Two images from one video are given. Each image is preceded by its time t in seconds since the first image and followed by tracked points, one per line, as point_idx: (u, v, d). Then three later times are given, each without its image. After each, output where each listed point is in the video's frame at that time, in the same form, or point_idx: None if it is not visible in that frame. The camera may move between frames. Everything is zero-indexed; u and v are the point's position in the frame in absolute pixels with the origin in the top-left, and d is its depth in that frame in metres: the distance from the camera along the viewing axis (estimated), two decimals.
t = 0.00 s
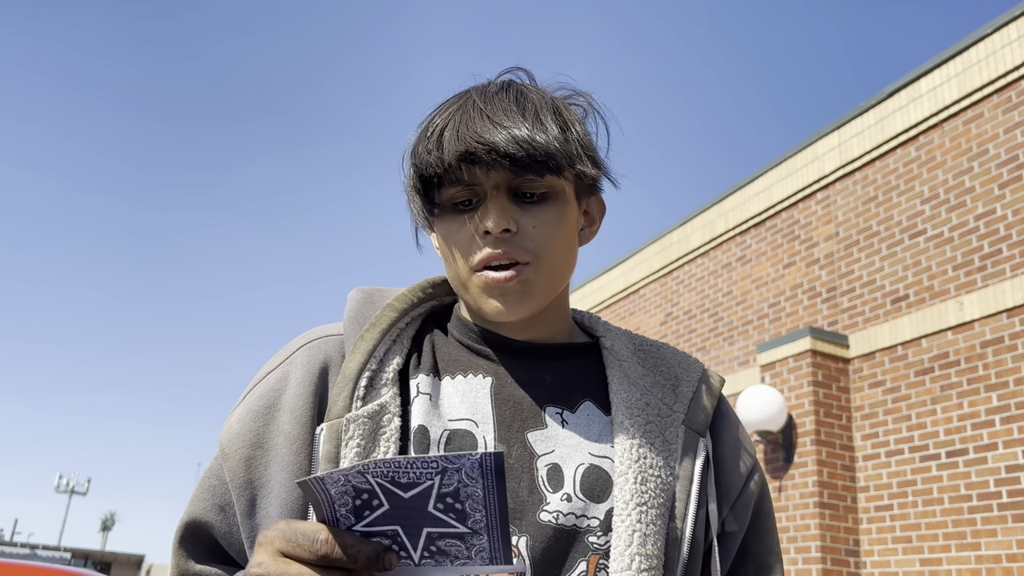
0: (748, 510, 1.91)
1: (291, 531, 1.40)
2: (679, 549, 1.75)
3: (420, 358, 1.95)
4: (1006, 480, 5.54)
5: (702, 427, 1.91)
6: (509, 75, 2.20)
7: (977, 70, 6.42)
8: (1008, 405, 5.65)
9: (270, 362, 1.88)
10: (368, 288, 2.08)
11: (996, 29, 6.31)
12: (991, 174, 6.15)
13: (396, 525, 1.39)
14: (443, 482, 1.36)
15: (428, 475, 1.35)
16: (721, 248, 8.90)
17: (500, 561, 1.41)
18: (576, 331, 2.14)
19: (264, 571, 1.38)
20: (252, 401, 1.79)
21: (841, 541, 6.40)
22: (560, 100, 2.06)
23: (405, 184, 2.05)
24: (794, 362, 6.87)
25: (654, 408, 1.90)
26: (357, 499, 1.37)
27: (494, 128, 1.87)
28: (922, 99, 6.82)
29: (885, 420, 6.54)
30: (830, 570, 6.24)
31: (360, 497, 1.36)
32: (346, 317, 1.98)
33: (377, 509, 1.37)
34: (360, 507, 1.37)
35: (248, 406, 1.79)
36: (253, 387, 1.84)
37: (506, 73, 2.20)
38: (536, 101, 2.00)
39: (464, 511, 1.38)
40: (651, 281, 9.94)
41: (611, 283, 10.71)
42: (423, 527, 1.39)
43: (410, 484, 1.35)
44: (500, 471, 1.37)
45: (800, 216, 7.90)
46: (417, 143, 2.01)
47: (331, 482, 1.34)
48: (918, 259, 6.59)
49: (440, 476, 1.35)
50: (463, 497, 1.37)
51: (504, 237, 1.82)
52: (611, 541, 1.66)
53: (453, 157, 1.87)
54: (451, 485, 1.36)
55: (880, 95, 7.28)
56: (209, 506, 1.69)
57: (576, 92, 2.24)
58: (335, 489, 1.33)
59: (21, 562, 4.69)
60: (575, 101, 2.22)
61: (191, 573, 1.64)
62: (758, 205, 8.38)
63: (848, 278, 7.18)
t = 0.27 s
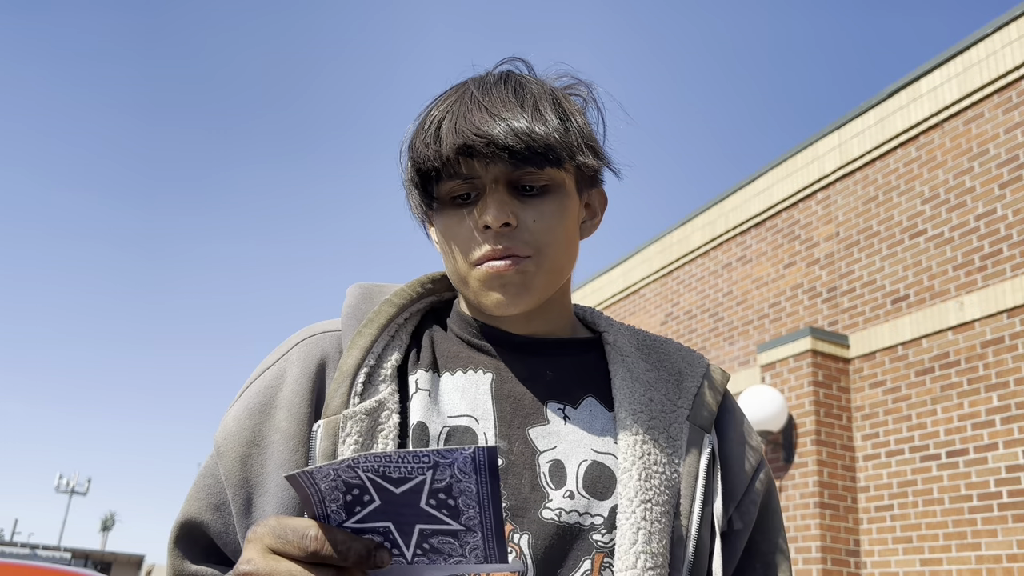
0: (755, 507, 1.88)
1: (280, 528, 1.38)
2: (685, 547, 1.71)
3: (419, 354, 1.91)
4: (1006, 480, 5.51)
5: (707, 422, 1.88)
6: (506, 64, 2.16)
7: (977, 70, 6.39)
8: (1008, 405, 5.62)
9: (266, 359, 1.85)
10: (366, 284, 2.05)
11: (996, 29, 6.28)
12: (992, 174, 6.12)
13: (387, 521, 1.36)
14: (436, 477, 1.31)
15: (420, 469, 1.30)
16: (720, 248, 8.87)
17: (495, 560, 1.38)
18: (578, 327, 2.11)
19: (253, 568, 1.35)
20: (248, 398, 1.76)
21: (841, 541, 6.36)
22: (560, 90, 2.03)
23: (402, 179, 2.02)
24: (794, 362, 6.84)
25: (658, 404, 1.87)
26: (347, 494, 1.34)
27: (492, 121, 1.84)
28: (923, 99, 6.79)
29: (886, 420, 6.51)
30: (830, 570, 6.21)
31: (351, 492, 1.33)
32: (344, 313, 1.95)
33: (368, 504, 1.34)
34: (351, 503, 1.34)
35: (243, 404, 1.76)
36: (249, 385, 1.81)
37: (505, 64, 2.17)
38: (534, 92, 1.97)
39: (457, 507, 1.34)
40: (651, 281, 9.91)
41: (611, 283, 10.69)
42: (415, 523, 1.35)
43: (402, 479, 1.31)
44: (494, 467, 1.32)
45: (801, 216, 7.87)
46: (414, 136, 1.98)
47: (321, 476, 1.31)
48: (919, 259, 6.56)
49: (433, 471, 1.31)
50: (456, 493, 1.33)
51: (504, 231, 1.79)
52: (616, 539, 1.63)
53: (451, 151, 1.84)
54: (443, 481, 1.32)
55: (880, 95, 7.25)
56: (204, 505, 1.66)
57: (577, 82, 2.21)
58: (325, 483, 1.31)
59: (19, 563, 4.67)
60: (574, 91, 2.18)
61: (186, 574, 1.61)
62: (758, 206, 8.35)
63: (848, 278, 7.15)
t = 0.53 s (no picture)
0: (757, 506, 1.87)
1: (264, 526, 1.37)
2: (686, 546, 1.70)
3: (416, 353, 1.90)
4: (1007, 480, 5.50)
5: (708, 420, 1.87)
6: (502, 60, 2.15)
7: (977, 70, 6.38)
8: (1008, 405, 5.61)
9: (262, 360, 1.84)
10: (364, 283, 2.04)
11: (997, 29, 6.27)
12: (992, 174, 6.11)
13: (371, 519, 1.35)
14: (419, 473, 1.31)
15: (402, 466, 1.30)
16: (721, 248, 8.86)
17: (480, 557, 1.35)
18: (577, 325, 2.10)
19: (237, 568, 1.36)
20: (243, 400, 1.75)
21: (842, 541, 6.35)
22: (554, 85, 2.02)
23: (398, 177, 2.01)
24: (794, 362, 6.83)
25: (658, 401, 1.86)
26: (330, 492, 1.33)
27: (486, 116, 1.83)
28: (923, 99, 6.78)
29: (886, 420, 6.50)
30: (830, 571, 6.20)
31: (333, 490, 1.32)
32: (340, 312, 1.94)
33: (351, 502, 1.33)
34: (333, 501, 1.34)
35: (238, 405, 1.75)
36: (244, 386, 1.80)
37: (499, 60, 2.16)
38: (528, 87, 1.96)
39: (441, 504, 1.32)
40: (652, 281, 9.90)
41: (612, 283, 10.68)
42: (400, 521, 1.34)
43: (384, 476, 1.30)
44: (477, 462, 1.30)
45: (801, 216, 7.86)
46: (409, 133, 1.97)
47: (303, 473, 1.30)
48: (919, 259, 6.55)
49: (415, 467, 1.30)
50: (440, 490, 1.32)
51: (498, 228, 1.78)
52: (615, 538, 1.62)
53: (445, 148, 1.83)
54: (426, 477, 1.31)
55: (880, 95, 7.24)
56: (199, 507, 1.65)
57: (572, 77, 2.20)
58: (307, 481, 1.30)
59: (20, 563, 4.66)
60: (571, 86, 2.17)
61: None
62: (758, 206, 8.34)
63: (849, 278, 7.14)
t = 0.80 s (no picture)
0: (758, 505, 1.87)
1: (256, 531, 1.38)
2: (685, 545, 1.71)
3: (416, 353, 1.91)
4: (1007, 480, 5.51)
5: (708, 419, 1.88)
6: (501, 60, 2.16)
7: (977, 70, 6.39)
8: (1008, 405, 5.62)
9: (261, 361, 1.85)
10: (364, 283, 2.05)
11: (997, 29, 6.28)
12: (992, 174, 6.11)
13: (362, 524, 1.36)
14: (407, 479, 1.31)
15: (390, 471, 1.30)
16: (721, 248, 8.87)
17: (470, 561, 1.36)
18: (577, 324, 2.11)
19: (229, 573, 1.36)
20: (242, 400, 1.76)
21: (842, 540, 6.36)
22: (552, 85, 2.03)
23: (397, 178, 2.01)
24: (794, 362, 6.83)
25: (658, 401, 1.87)
26: (320, 497, 1.34)
27: (484, 118, 1.84)
28: (923, 99, 6.79)
29: (886, 420, 6.50)
30: (830, 570, 6.20)
31: (323, 495, 1.33)
32: (340, 312, 1.95)
33: (341, 507, 1.34)
34: (324, 505, 1.35)
35: (238, 406, 1.75)
36: (244, 386, 1.81)
37: (498, 59, 2.17)
38: (526, 87, 1.96)
39: (429, 509, 1.33)
40: (652, 280, 9.91)
41: (612, 283, 10.69)
42: (389, 526, 1.35)
43: (372, 481, 1.31)
44: (463, 469, 1.31)
45: (801, 216, 7.87)
46: (408, 134, 1.97)
47: (292, 480, 1.31)
48: (919, 259, 6.55)
49: (403, 472, 1.31)
50: (428, 495, 1.33)
51: (497, 229, 1.78)
52: (614, 537, 1.63)
53: (444, 149, 1.83)
54: (414, 483, 1.32)
55: (880, 95, 7.25)
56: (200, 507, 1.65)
57: (572, 77, 2.21)
58: (297, 486, 1.30)
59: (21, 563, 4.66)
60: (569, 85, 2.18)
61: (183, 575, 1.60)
62: (758, 205, 8.35)
63: (849, 278, 7.15)
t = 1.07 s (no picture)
0: (756, 507, 1.86)
1: (261, 537, 1.38)
2: (683, 547, 1.70)
3: (418, 354, 1.90)
4: (1008, 479, 5.49)
5: (708, 421, 1.86)
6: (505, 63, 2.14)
7: (978, 69, 6.37)
8: (1008, 404, 5.61)
9: (266, 361, 1.84)
10: (367, 284, 2.03)
11: (998, 28, 6.26)
12: (993, 173, 6.10)
13: (364, 530, 1.34)
14: (408, 488, 1.29)
15: (392, 481, 1.28)
16: (721, 247, 8.85)
17: (471, 568, 1.34)
18: (579, 326, 2.09)
19: None
20: (248, 400, 1.75)
21: (842, 540, 6.35)
22: (556, 89, 2.01)
23: (401, 179, 2.00)
24: (794, 362, 6.82)
25: (658, 403, 1.85)
26: (324, 504, 1.32)
27: (488, 121, 1.82)
28: (924, 98, 6.77)
29: (887, 420, 6.49)
30: (831, 570, 6.18)
31: (327, 502, 1.32)
32: (344, 313, 1.93)
33: (344, 514, 1.33)
34: (327, 512, 1.33)
35: (243, 406, 1.74)
36: (249, 386, 1.79)
37: (504, 62, 2.15)
38: (530, 91, 1.95)
39: (431, 517, 1.31)
40: (652, 280, 9.89)
41: (612, 282, 10.67)
42: (391, 533, 1.34)
43: (375, 490, 1.29)
44: (464, 478, 1.29)
45: (801, 215, 7.85)
46: (411, 137, 1.96)
47: (296, 487, 1.30)
48: (919, 258, 6.54)
49: (405, 482, 1.28)
50: (430, 504, 1.31)
51: (500, 232, 1.77)
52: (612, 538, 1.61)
53: (447, 152, 1.82)
54: (415, 492, 1.29)
55: (880, 94, 7.23)
56: (205, 506, 1.64)
57: (574, 79, 2.19)
58: (300, 494, 1.29)
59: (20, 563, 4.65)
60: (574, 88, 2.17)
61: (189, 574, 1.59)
62: (758, 205, 8.33)
63: (849, 277, 7.13)
